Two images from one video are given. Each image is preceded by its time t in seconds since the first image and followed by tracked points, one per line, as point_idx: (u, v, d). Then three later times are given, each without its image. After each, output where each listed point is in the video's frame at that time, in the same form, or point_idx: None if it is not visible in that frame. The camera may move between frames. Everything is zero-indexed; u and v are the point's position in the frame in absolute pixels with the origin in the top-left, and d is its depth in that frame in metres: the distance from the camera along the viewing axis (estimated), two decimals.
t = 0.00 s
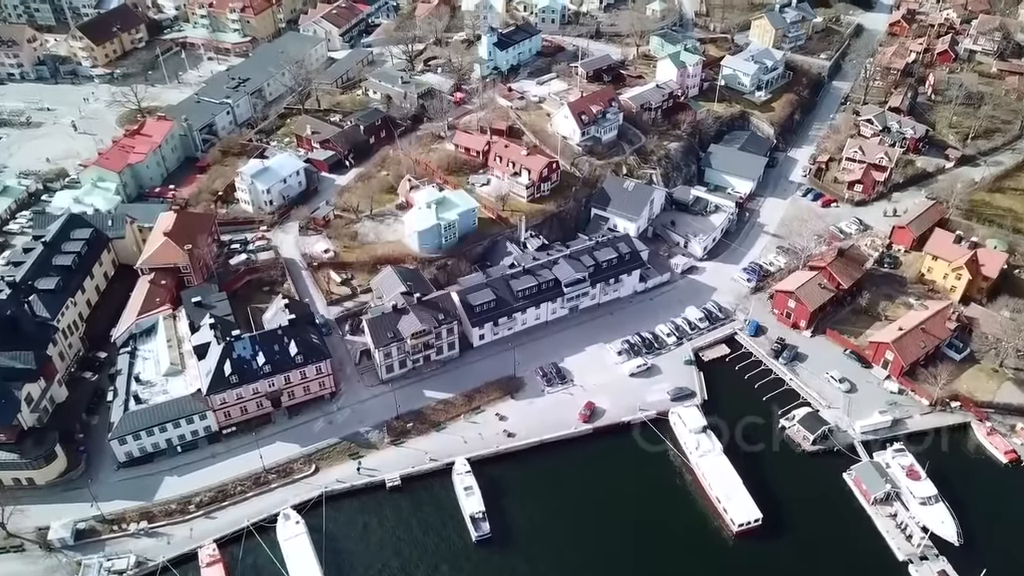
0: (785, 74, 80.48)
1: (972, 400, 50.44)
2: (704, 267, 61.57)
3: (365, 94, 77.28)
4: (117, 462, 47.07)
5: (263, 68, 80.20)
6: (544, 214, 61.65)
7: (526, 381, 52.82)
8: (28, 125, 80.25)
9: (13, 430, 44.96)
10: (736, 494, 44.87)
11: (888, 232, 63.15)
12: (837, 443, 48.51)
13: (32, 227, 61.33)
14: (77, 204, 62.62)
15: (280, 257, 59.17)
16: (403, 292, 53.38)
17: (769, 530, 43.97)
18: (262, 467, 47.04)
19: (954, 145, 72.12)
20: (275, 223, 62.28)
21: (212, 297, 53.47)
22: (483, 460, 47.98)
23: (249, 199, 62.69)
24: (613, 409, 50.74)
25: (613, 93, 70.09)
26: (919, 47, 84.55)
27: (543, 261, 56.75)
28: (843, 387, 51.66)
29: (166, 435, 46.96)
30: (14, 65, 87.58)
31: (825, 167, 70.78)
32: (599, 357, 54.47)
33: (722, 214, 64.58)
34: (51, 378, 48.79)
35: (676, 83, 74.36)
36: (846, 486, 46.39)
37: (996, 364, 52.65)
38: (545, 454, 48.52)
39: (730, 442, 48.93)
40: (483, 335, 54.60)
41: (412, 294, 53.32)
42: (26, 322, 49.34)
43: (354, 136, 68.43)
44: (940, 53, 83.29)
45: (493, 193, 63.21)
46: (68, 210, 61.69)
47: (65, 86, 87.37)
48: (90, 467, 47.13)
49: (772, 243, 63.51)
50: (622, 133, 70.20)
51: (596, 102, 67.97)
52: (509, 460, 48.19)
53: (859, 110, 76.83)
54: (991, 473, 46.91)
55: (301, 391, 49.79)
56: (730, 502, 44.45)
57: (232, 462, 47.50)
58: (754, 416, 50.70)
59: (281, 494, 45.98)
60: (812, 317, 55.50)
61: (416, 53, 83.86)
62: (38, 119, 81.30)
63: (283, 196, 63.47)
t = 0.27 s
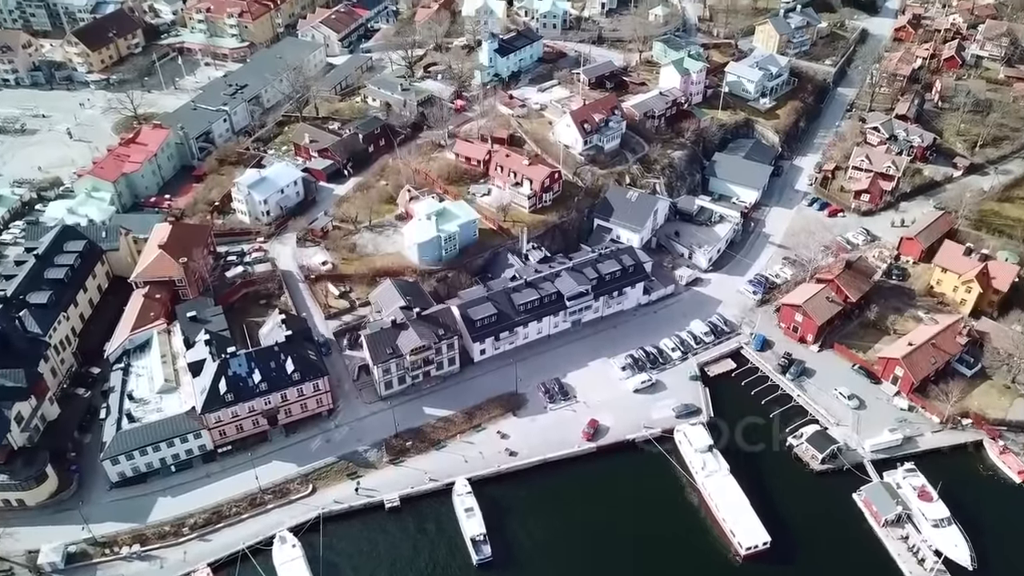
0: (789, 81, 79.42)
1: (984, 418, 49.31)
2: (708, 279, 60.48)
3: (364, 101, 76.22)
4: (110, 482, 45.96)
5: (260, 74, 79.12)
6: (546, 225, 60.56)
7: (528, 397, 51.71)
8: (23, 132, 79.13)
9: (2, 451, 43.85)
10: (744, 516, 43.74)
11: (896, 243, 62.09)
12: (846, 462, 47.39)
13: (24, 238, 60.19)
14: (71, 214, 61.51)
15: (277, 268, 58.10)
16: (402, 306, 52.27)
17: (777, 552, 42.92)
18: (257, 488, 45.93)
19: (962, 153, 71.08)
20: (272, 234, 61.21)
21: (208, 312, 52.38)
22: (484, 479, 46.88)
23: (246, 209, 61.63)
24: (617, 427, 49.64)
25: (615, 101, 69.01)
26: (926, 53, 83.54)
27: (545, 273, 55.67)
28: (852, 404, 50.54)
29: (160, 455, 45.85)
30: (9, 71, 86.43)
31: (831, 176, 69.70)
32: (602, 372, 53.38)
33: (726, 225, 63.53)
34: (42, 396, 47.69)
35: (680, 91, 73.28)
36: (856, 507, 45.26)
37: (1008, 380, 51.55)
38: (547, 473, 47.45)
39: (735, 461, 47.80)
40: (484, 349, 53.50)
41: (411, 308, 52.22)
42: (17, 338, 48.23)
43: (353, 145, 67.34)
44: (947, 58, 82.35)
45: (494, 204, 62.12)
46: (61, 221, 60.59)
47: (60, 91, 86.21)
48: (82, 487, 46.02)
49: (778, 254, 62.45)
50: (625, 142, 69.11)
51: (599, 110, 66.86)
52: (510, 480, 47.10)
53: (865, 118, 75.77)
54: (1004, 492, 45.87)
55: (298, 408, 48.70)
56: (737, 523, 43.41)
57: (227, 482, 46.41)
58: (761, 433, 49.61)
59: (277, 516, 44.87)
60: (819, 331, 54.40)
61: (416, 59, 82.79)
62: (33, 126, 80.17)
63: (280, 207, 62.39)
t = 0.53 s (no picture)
0: (794, 87, 78.35)
1: (996, 436, 48.18)
2: (713, 291, 59.41)
3: (362, 108, 75.14)
4: (102, 503, 44.87)
5: (258, 81, 78.04)
6: (548, 236, 59.47)
7: (530, 414, 50.60)
8: (17, 139, 78.01)
9: None
10: (752, 539, 42.66)
11: (905, 254, 60.98)
12: (856, 481, 46.29)
13: (16, 250, 59.05)
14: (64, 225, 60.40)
15: (274, 281, 57.02)
16: (401, 321, 51.16)
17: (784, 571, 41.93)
18: (253, 508, 44.85)
19: (970, 161, 70.01)
20: (269, 245, 60.13)
21: (203, 326, 51.32)
22: (485, 499, 45.78)
23: (242, 220, 60.56)
24: (621, 445, 48.54)
25: (618, 109, 67.91)
26: (932, 59, 82.48)
27: (547, 286, 54.56)
28: (861, 422, 49.45)
29: (153, 475, 44.74)
30: (3, 77, 85.30)
31: (838, 185, 68.61)
32: (606, 388, 52.28)
33: (731, 236, 62.48)
34: (33, 414, 46.59)
35: (683, 98, 72.19)
36: (867, 529, 44.20)
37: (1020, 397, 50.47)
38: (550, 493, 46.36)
39: (743, 481, 46.63)
40: (484, 365, 52.40)
41: (410, 322, 51.13)
42: (7, 354, 47.13)
43: (351, 153, 66.24)
44: (954, 64, 81.33)
45: (495, 214, 61.07)
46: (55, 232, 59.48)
47: (56, 98, 85.10)
48: (73, 508, 44.93)
49: (783, 265, 61.38)
50: (628, 150, 68.00)
51: (602, 119, 65.80)
52: (512, 500, 45.99)
53: (871, 125, 74.70)
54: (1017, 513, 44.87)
55: (295, 426, 47.61)
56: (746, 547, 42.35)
57: (222, 502, 45.34)
58: (767, 451, 48.53)
59: (273, 538, 43.79)
60: (827, 346, 53.29)
61: (416, 65, 81.74)
62: (27, 133, 79.06)
63: (277, 218, 61.30)
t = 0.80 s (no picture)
0: (799, 94, 77.32)
1: (1009, 454, 47.08)
2: (718, 303, 58.35)
3: (361, 116, 74.12)
4: (94, 524, 43.77)
5: (255, 87, 77.01)
6: (550, 247, 58.43)
7: (533, 432, 49.53)
8: (11, 146, 76.97)
9: None
10: (760, 563, 41.48)
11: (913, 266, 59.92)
12: (866, 502, 45.19)
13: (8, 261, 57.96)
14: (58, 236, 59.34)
15: (271, 293, 55.98)
16: (400, 336, 50.08)
17: None
18: (248, 530, 43.77)
19: (978, 170, 68.96)
20: (266, 257, 59.08)
21: (198, 341, 50.27)
22: (486, 521, 44.66)
23: (239, 231, 59.52)
24: (626, 464, 47.44)
25: (621, 117, 66.84)
26: (938, 65, 81.48)
27: (550, 300, 53.48)
28: (871, 440, 48.34)
29: (146, 496, 43.65)
30: None
31: (844, 194, 67.57)
32: (609, 405, 51.20)
33: (737, 247, 61.44)
34: (23, 432, 45.53)
35: (687, 105, 71.14)
36: (877, 550, 43.08)
37: None
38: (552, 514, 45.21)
39: (749, 502, 45.45)
40: (486, 381, 51.33)
41: (410, 337, 50.07)
42: None
43: (350, 162, 65.18)
44: (960, 70, 80.29)
45: (496, 225, 60.02)
46: (48, 243, 58.42)
47: (51, 103, 84.05)
48: (64, 530, 43.86)
49: (789, 276, 60.34)
50: (631, 159, 66.93)
51: (604, 127, 64.75)
52: (513, 521, 44.87)
53: (877, 133, 73.66)
54: None
55: (292, 445, 46.55)
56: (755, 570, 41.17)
57: (217, 524, 44.27)
58: (776, 470, 47.40)
59: (269, 561, 42.71)
60: (835, 361, 52.22)
61: (415, 71, 80.73)
62: (22, 140, 77.99)
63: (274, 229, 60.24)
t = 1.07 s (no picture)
0: (804, 101, 76.24)
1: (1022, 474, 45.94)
2: (723, 316, 57.27)
3: (360, 123, 73.09)
4: (85, 548, 42.69)
5: (253, 94, 75.92)
6: (552, 259, 57.34)
7: (535, 450, 48.44)
8: (5, 153, 75.90)
9: None
10: None
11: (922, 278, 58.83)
12: (876, 523, 44.09)
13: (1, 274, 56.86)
14: (51, 247, 58.25)
15: (268, 306, 54.93)
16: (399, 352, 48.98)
17: None
18: (244, 553, 42.69)
19: (986, 178, 67.93)
20: (262, 269, 58.03)
21: (193, 357, 49.21)
22: (488, 544, 43.53)
23: (235, 243, 58.42)
24: (630, 484, 46.34)
25: (624, 126, 65.76)
26: (945, 71, 80.51)
27: (552, 314, 52.40)
28: (880, 458, 47.24)
29: (139, 518, 42.55)
30: None
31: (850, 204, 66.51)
32: (613, 422, 50.13)
33: (742, 258, 60.36)
34: (13, 452, 44.45)
35: (690, 113, 70.08)
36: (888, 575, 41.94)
37: None
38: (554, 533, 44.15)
39: (757, 524, 44.30)
40: (486, 397, 50.26)
41: (409, 353, 48.97)
42: None
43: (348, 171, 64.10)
44: (967, 77, 79.39)
45: (497, 236, 58.97)
46: (41, 255, 57.33)
47: (46, 110, 82.96)
48: (55, 553, 42.76)
49: (796, 288, 59.27)
50: (634, 168, 65.84)
51: (607, 136, 63.70)
52: (515, 544, 43.77)
53: (884, 140, 72.59)
54: None
55: (288, 465, 45.48)
56: None
57: (211, 547, 43.17)
58: (784, 490, 46.25)
59: None
60: (843, 376, 51.12)
61: (415, 77, 79.73)
62: (16, 147, 76.90)
63: (272, 240, 59.14)
